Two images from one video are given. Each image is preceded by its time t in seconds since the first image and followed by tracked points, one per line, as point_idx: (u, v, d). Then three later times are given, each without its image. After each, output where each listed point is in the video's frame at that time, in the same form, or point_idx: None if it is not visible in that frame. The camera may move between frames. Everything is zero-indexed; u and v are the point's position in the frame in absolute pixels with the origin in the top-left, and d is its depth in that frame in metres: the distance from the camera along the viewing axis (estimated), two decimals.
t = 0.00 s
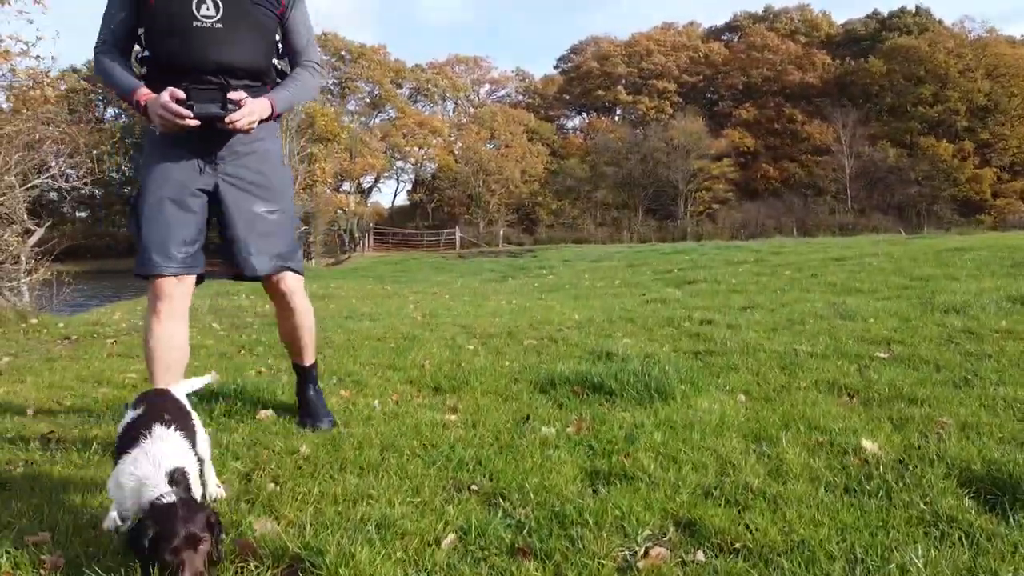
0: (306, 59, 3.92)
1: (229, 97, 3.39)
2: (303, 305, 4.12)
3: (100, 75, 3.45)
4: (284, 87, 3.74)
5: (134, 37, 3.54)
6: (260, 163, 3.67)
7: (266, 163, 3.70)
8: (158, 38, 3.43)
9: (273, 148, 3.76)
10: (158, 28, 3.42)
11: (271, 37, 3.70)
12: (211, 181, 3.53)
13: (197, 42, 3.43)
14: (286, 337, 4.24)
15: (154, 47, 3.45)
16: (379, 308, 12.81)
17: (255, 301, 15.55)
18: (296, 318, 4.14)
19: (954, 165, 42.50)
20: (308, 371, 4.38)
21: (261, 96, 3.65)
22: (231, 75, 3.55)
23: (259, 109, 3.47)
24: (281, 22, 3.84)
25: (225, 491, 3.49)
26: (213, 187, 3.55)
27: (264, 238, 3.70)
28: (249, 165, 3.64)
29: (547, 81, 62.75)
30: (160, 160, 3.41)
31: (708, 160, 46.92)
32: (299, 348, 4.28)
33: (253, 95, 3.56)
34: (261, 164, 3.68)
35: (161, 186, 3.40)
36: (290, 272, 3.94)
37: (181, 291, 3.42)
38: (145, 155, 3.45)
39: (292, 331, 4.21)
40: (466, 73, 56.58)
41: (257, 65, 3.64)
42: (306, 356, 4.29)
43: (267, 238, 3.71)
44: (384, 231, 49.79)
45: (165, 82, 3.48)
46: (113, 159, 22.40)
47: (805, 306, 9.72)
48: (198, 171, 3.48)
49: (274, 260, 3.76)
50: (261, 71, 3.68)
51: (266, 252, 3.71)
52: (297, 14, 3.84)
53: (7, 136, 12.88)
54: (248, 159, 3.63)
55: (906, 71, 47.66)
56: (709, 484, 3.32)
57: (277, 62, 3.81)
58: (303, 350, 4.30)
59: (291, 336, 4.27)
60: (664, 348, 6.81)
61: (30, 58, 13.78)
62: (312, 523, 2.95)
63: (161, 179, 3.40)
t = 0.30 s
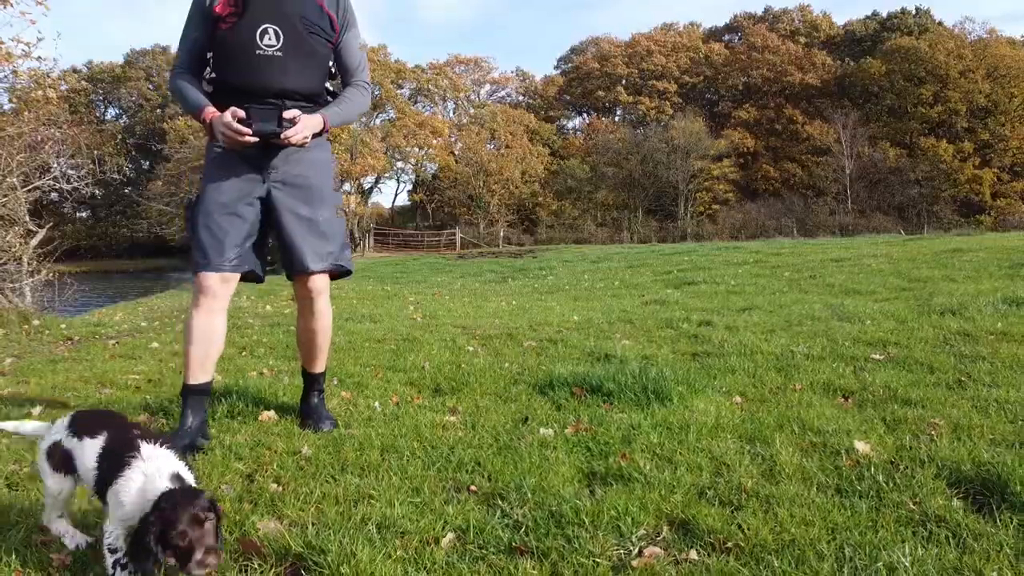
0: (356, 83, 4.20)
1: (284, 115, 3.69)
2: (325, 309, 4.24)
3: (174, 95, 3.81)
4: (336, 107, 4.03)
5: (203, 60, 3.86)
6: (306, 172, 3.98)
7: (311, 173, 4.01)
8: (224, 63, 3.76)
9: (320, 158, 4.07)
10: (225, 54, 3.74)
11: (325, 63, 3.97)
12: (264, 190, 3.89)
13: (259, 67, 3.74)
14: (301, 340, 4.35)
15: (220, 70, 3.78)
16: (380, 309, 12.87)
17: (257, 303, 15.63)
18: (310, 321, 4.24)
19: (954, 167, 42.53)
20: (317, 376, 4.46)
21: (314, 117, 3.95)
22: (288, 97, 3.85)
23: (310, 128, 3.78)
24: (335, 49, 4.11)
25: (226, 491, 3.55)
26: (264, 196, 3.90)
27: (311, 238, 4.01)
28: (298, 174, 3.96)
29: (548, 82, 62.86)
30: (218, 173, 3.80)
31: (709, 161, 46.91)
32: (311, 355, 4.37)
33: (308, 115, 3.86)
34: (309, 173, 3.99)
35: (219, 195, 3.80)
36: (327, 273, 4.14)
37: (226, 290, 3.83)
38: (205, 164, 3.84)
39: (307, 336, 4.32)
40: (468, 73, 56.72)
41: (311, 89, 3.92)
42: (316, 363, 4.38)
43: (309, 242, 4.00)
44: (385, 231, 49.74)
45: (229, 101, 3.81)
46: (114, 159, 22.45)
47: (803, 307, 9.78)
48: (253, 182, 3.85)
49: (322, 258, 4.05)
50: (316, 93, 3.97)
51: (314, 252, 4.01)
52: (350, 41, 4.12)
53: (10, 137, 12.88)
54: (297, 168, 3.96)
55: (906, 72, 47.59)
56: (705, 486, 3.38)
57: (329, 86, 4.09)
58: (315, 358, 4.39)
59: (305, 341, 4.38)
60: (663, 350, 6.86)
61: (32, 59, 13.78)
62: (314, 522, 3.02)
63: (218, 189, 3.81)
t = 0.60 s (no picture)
0: (379, 84, 4.48)
1: (312, 118, 4.03)
2: (327, 303, 4.37)
3: (206, 96, 4.25)
4: (355, 106, 4.30)
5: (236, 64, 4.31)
6: (322, 170, 4.24)
7: (327, 170, 4.26)
8: (249, 63, 4.13)
9: (336, 157, 4.32)
10: (250, 55, 4.13)
11: (343, 64, 4.25)
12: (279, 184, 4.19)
13: (280, 68, 4.07)
14: (305, 334, 4.43)
15: (246, 71, 4.16)
16: (380, 309, 12.94)
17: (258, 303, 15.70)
18: (315, 311, 4.35)
19: (954, 167, 42.58)
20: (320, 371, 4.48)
21: (335, 114, 4.23)
22: (307, 95, 4.14)
23: (329, 128, 4.08)
24: (355, 48, 4.39)
25: (231, 486, 3.65)
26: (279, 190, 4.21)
27: (319, 230, 4.23)
28: (313, 170, 4.23)
29: (548, 82, 62.95)
30: (242, 169, 4.18)
31: (709, 162, 46.93)
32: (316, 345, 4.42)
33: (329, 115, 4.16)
34: (322, 169, 4.24)
35: (242, 189, 4.16)
36: (335, 268, 4.35)
37: (255, 279, 4.25)
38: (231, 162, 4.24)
39: (314, 329, 4.40)
40: (468, 74, 56.79)
41: (328, 87, 4.19)
42: (320, 356, 4.40)
43: (320, 233, 4.23)
44: (385, 231, 49.76)
45: (254, 100, 4.16)
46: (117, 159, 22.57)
47: (801, 307, 9.84)
48: (270, 177, 4.17)
49: (330, 250, 4.26)
50: (338, 94, 4.27)
51: (320, 244, 4.23)
52: (371, 44, 4.40)
53: (14, 138, 12.97)
54: (313, 164, 4.23)
55: (907, 72, 47.59)
56: (702, 479, 3.46)
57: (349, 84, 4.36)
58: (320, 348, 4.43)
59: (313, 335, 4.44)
60: (661, 349, 6.92)
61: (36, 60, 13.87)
62: (318, 514, 3.10)
63: (242, 182, 4.16)
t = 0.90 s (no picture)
0: (377, 88, 4.51)
1: (308, 121, 4.07)
2: (329, 304, 4.45)
3: (209, 104, 4.31)
4: (355, 110, 4.35)
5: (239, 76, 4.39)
6: (326, 173, 4.29)
7: (330, 172, 4.31)
8: (251, 72, 4.21)
9: (339, 160, 4.37)
10: (252, 64, 4.21)
11: (342, 69, 4.32)
12: (286, 189, 4.26)
13: (280, 75, 4.14)
14: (308, 334, 4.52)
15: (248, 79, 4.24)
16: (381, 309, 13.01)
17: (258, 304, 15.78)
18: (316, 311, 4.45)
19: (955, 168, 42.61)
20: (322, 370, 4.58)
21: (334, 119, 4.29)
22: (307, 100, 4.21)
23: (326, 130, 4.10)
24: (353, 54, 4.45)
25: (232, 483, 3.71)
26: (286, 195, 4.28)
27: (325, 232, 4.28)
28: (317, 173, 4.28)
29: (548, 82, 63.05)
30: (251, 176, 4.26)
31: (709, 162, 47.06)
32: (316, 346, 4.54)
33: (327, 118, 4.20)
34: (325, 172, 4.29)
35: (252, 197, 4.26)
36: (343, 267, 4.42)
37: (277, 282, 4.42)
38: (243, 168, 4.34)
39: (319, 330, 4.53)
40: (468, 74, 56.87)
41: (328, 92, 4.25)
42: (319, 355, 4.51)
43: (325, 235, 4.29)
44: (386, 231, 49.74)
45: (256, 106, 4.23)
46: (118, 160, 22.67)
47: (798, 308, 9.91)
48: (276, 182, 4.23)
49: (335, 250, 4.33)
50: (335, 99, 4.31)
51: (325, 246, 4.29)
52: (368, 51, 4.45)
53: (15, 139, 13.04)
54: (318, 167, 4.28)
55: (907, 73, 47.65)
56: (694, 477, 3.53)
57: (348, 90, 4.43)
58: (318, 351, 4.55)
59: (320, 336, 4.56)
60: (658, 350, 6.99)
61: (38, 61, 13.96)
62: (317, 511, 3.16)
63: (252, 189, 4.26)
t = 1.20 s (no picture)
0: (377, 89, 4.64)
1: (308, 123, 4.26)
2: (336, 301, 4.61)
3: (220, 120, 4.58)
4: (357, 111, 4.50)
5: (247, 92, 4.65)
6: (333, 173, 4.45)
7: (337, 173, 4.47)
8: (256, 86, 4.46)
9: (347, 161, 4.52)
10: (256, 79, 4.45)
11: (341, 74, 4.49)
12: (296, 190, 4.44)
13: (281, 85, 4.36)
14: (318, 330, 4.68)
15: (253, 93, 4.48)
16: (383, 308, 13.19)
17: (260, 304, 15.95)
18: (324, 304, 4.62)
19: (955, 168, 42.78)
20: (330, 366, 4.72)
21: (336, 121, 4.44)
22: (309, 106, 4.40)
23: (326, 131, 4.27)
24: (352, 59, 4.60)
25: (245, 473, 3.88)
26: (295, 197, 4.45)
27: (333, 230, 4.43)
28: (324, 175, 4.44)
29: (549, 83, 63.25)
30: (263, 179, 4.47)
31: (709, 163, 47.28)
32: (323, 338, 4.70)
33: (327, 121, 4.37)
34: (334, 174, 4.46)
35: (264, 199, 4.46)
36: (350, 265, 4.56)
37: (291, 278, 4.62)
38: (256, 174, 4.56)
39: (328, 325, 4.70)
40: (468, 75, 57.05)
41: (329, 96, 4.43)
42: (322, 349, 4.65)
43: (332, 232, 4.43)
44: (386, 231, 49.86)
45: (261, 117, 4.46)
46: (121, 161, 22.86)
47: (794, 307, 10.07)
48: (285, 184, 4.42)
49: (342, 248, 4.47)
50: (338, 102, 4.48)
51: (333, 243, 4.44)
52: (367, 53, 4.59)
53: (21, 140, 13.22)
54: (327, 168, 4.45)
55: (907, 74, 47.77)
56: (684, 466, 3.71)
57: (349, 91, 4.57)
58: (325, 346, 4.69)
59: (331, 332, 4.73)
60: (655, 347, 7.16)
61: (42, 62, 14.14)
62: (328, 498, 3.33)
63: (263, 192, 4.47)
